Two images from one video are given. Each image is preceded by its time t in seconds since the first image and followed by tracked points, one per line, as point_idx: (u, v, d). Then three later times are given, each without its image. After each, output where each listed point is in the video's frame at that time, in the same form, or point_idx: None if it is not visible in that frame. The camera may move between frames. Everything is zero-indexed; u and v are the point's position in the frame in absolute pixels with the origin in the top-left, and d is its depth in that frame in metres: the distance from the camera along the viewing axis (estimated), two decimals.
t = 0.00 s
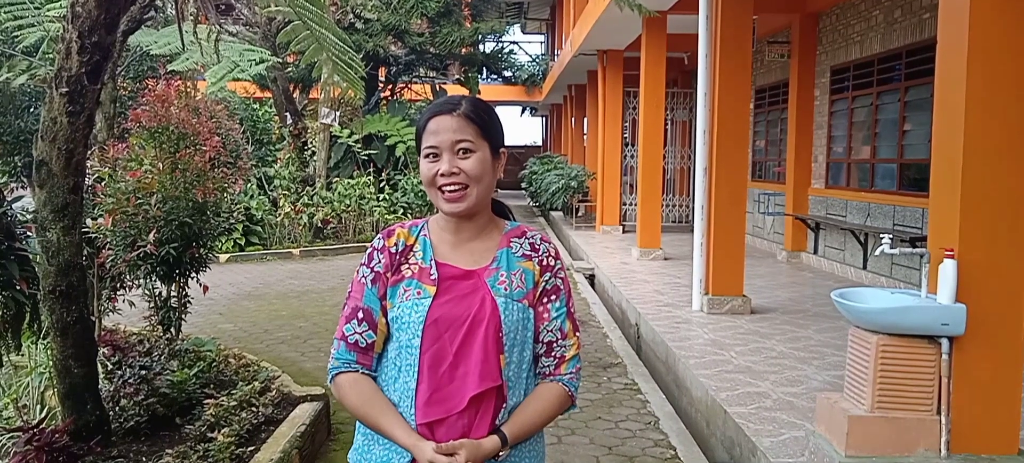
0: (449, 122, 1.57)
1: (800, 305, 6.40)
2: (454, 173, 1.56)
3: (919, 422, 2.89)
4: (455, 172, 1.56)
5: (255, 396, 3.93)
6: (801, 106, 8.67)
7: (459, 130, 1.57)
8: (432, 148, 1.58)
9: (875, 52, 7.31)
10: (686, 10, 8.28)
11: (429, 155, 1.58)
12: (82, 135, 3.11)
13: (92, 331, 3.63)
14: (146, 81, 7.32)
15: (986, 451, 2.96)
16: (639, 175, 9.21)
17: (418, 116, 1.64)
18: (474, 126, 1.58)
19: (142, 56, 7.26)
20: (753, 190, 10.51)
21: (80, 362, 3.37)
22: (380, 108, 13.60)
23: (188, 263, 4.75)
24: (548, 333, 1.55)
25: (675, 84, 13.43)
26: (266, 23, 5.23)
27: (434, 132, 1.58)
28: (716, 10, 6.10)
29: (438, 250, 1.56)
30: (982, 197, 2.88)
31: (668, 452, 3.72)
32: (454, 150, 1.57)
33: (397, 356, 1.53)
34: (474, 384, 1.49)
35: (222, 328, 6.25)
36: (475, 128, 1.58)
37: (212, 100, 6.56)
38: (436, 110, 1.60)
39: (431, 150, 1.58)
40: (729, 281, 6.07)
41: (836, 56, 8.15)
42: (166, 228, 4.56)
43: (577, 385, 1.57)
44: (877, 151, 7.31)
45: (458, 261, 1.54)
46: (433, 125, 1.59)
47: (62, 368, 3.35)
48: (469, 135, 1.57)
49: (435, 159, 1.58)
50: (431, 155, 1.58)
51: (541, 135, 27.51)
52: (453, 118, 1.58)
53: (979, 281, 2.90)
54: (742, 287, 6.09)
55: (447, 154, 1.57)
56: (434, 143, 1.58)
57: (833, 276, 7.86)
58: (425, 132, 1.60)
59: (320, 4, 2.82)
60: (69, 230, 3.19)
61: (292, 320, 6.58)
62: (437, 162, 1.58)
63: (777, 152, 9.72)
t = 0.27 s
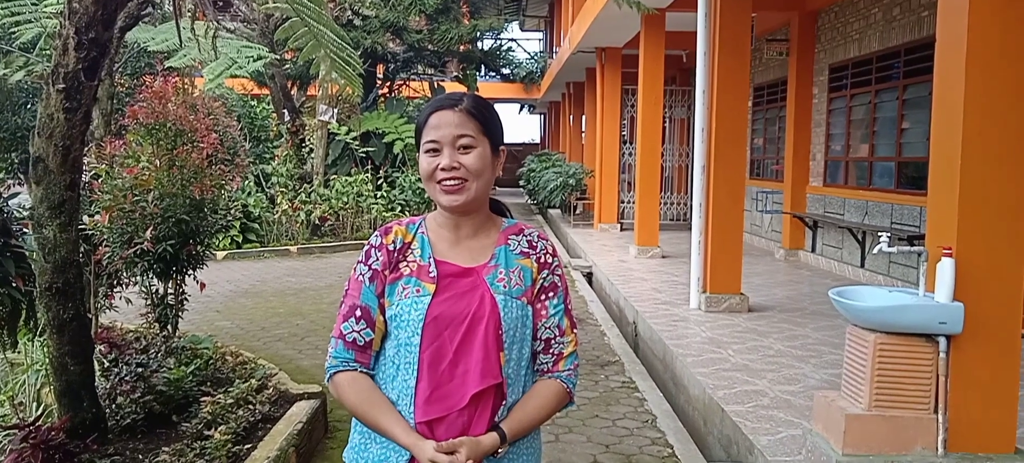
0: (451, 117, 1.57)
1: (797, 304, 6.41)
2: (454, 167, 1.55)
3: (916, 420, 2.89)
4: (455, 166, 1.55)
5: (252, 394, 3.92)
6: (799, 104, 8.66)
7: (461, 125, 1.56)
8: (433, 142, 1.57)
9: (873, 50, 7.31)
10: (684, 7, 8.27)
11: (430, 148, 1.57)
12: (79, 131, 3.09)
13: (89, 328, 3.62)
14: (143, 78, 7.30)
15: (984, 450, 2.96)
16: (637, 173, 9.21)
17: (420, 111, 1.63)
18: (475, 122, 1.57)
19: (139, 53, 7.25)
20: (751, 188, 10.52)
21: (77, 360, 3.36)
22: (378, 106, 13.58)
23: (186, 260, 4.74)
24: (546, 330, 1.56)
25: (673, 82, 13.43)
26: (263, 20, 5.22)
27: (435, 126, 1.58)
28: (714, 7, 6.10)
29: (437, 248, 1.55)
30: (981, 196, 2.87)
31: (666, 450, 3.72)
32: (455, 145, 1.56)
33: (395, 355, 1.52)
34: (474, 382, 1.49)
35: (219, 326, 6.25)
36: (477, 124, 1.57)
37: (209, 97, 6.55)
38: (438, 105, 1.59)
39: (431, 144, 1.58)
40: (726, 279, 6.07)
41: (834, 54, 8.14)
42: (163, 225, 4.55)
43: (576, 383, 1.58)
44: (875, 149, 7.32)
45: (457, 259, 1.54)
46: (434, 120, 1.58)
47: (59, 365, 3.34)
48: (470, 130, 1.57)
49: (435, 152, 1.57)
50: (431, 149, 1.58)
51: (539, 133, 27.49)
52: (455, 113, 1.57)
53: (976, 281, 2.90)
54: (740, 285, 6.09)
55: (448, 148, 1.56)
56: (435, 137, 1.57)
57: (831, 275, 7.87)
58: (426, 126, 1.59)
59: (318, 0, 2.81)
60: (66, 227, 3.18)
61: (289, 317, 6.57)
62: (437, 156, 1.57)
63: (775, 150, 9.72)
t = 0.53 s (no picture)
0: (454, 111, 1.58)
1: (798, 304, 6.41)
2: (450, 158, 1.55)
3: (918, 421, 2.89)
4: (451, 158, 1.55)
5: (252, 393, 3.92)
6: (800, 104, 8.66)
7: (463, 118, 1.57)
8: (432, 133, 1.58)
9: (874, 51, 7.31)
10: (685, 8, 8.27)
11: (428, 138, 1.57)
12: (80, 131, 3.09)
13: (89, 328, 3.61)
14: (143, 78, 7.30)
15: (985, 450, 2.96)
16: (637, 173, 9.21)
17: (424, 105, 1.64)
18: (477, 117, 1.58)
19: (139, 52, 7.25)
20: (751, 188, 10.52)
21: (77, 360, 3.36)
22: (378, 106, 13.59)
23: (186, 260, 4.73)
24: (549, 321, 1.55)
25: (673, 83, 13.43)
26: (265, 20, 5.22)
27: (437, 118, 1.58)
28: (714, 8, 6.10)
29: (435, 243, 1.55)
30: (981, 196, 2.87)
31: (666, 450, 3.72)
32: (454, 137, 1.56)
33: (395, 352, 1.52)
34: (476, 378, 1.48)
35: (220, 326, 6.24)
36: (479, 121, 1.58)
37: (210, 97, 6.55)
38: (443, 100, 1.61)
39: (431, 135, 1.58)
40: (727, 280, 6.07)
41: (835, 55, 8.14)
42: (163, 225, 4.54)
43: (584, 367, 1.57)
44: (876, 150, 7.32)
45: (456, 255, 1.54)
46: (437, 112, 1.59)
47: (60, 365, 3.34)
48: (472, 125, 1.57)
49: (434, 143, 1.58)
50: (430, 140, 1.58)
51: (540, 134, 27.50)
52: (459, 107, 1.58)
53: (977, 282, 2.89)
54: (740, 286, 6.08)
55: (446, 140, 1.56)
56: (435, 127, 1.58)
57: (831, 275, 7.86)
58: (427, 118, 1.60)
59: (319, 0, 2.81)
60: (67, 227, 3.18)
61: (290, 317, 6.57)
62: (435, 147, 1.57)
63: (776, 151, 9.72)
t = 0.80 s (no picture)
0: (456, 127, 1.56)
1: (797, 304, 6.41)
2: (451, 180, 1.54)
3: (916, 421, 2.89)
4: (452, 179, 1.54)
5: (251, 393, 3.92)
6: (799, 104, 8.66)
7: (465, 137, 1.55)
8: (434, 150, 1.56)
9: (873, 50, 7.31)
10: (684, 7, 8.27)
11: (430, 156, 1.57)
12: (78, 130, 3.09)
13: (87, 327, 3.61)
14: (142, 76, 7.30)
15: (984, 451, 2.95)
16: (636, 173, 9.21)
17: (426, 115, 1.62)
18: (480, 136, 1.56)
19: (138, 51, 7.24)
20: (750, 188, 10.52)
21: (75, 359, 3.35)
22: (377, 105, 13.58)
23: (185, 259, 4.73)
24: (547, 332, 1.56)
25: (673, 82, 13.43)
26: (264, 19, 5.21)
27: (439, 134, 1.57)
28: (714, 8, 6.10)
29: (433, 253, 1.54)
30: (980, 197, 2.87)
31: (665, 450, 3.72)
32: (456, 157, 1.55)
33: (393, 361, 1.52)
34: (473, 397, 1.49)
35: (218, 325, 6.24)
36: (481, 138, 1.57)
37: (209, 95, 6.54)
38: (445, 113, 1.58)
39: (432, 151, 1.57)
40: (726, 280, 6.06)
41: (834, 54, 8.14)
42: (162, 224, 4.54)
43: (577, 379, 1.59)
44: (875, 150, 7.32)
45: (455, 266, 1.53)
46: (439, 127, 1.57)
47: (58, 364, 3.33)
48: (474, 144, 1.56)
49: (435, 161, 1.57)
50: (432, 156, 1.57)
51: (539, 133, 27.48)
52: (461, 123, 1.56)
53: (975, 283, 2.89)
54: (739, 285, 6.08)
55: (448, 160, 1.55)
56: (436, 145, 1.56)
57: (830, 275, 7.87)
58: (429, 133, 1.58)
59: None
60: (65, 226, 3.17)
61: (288, 316, 6.56)
62: (436, 165, 1.56)
63: (775, 151, 9.73)
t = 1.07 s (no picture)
0: (465, 143, 1.54)
1: (798, 305, 6.41)
2: (457, 198, 1.51)
3: (918, 422, 2.89)
4: (458, 197, 1.51)
5: (252, 395, 3.92)
6: (799, 105, 8.66)
7: (474, 154, 1.53)
8: (441, 165, 1.54)
9: (873, 51, 7.31)
10: (684, 9, 8.27)
11: (437, 171, 1.54)
12: (79, 133, 3.09)
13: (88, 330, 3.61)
14: (143, 79, 7.31)
15: (985, 452, 2.95)
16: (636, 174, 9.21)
17: (434, 129, 1.60)
18: (490, 152, 1.54)
19: (139, 54, 7.25)
20: (751, 189, 10.52)
21: (76, 362, 3.36)
22: (378, 107, 13.59)
23: (185, 262, 4.73)
24: (544, 347, 1.57)
25: (673, 84, 13.43)
26: (264, 21, 5.22)
27: (447, 150, 1.54)
28: (714, 9, 6.10)
29: (435, 272, 1.52)
30: (981, 199, 2.87)
31: (666, 452, 3.71)
32: (464, 174, 1.53)
33: (393, 379, 1.51)
34: (473, 422, 1.50)
35: (219, 327, 6.24)
36: (491, 156, 1.54)
37: (210, 98, 6.54)
38: (455, 128, 1.56)
39: (439, 168, 1.54)
40: (727, 281, 6.06)
41: (834, 55, 8.14)
42: (163, 227, 4.54)
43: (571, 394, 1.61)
44: (875, 151, 7.32)
45: (456, 287, 1.51)
46: (448, 143, 1.54)
47: (59, 367, 3.33)
48: (483, 162, 1.53)
49: (442, 177, 1.54)
50: (438, 172, 1.54)
51: (539, 136, 27.49)
52: (470, 140, 1.54)
53: (977, 285, 2.89)
54: (740, 287, 6.08)
55: (456, 177, 1.52)
56: (444, 160, 1.54)
57: (831, 276, 7.86)
58: (437, 148, 1.56)
59: (319, 2, 2.81)
60: (66, 229, 3.18)
61: (289, 319, 6.57)
62: (443, 181, 1.53)
63: (775, 152, 9.73)
